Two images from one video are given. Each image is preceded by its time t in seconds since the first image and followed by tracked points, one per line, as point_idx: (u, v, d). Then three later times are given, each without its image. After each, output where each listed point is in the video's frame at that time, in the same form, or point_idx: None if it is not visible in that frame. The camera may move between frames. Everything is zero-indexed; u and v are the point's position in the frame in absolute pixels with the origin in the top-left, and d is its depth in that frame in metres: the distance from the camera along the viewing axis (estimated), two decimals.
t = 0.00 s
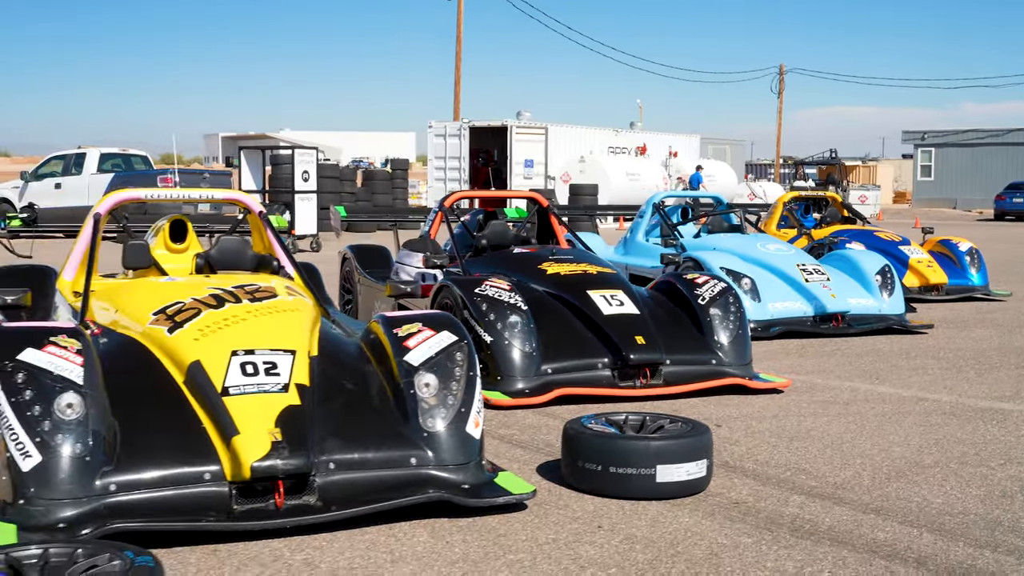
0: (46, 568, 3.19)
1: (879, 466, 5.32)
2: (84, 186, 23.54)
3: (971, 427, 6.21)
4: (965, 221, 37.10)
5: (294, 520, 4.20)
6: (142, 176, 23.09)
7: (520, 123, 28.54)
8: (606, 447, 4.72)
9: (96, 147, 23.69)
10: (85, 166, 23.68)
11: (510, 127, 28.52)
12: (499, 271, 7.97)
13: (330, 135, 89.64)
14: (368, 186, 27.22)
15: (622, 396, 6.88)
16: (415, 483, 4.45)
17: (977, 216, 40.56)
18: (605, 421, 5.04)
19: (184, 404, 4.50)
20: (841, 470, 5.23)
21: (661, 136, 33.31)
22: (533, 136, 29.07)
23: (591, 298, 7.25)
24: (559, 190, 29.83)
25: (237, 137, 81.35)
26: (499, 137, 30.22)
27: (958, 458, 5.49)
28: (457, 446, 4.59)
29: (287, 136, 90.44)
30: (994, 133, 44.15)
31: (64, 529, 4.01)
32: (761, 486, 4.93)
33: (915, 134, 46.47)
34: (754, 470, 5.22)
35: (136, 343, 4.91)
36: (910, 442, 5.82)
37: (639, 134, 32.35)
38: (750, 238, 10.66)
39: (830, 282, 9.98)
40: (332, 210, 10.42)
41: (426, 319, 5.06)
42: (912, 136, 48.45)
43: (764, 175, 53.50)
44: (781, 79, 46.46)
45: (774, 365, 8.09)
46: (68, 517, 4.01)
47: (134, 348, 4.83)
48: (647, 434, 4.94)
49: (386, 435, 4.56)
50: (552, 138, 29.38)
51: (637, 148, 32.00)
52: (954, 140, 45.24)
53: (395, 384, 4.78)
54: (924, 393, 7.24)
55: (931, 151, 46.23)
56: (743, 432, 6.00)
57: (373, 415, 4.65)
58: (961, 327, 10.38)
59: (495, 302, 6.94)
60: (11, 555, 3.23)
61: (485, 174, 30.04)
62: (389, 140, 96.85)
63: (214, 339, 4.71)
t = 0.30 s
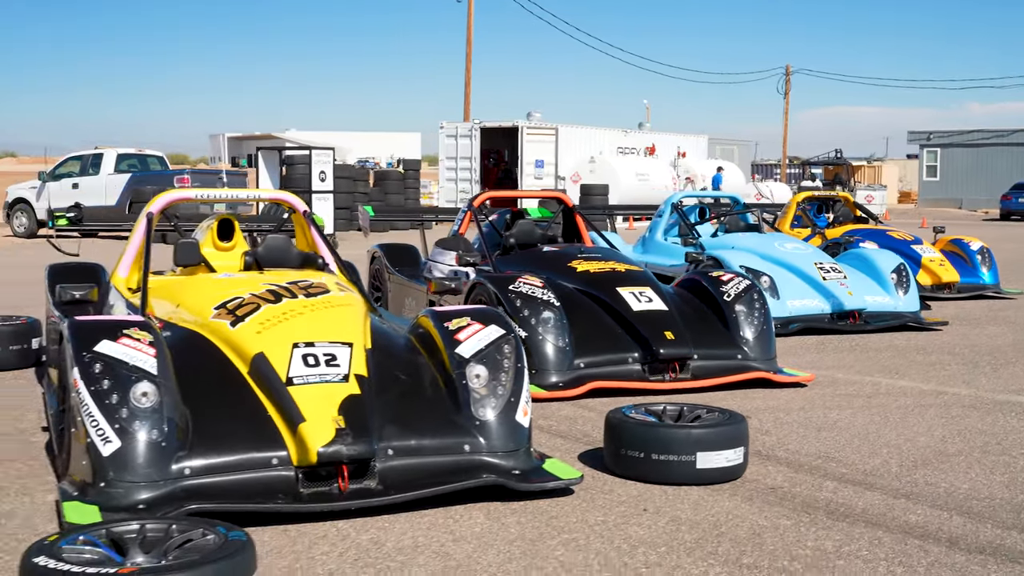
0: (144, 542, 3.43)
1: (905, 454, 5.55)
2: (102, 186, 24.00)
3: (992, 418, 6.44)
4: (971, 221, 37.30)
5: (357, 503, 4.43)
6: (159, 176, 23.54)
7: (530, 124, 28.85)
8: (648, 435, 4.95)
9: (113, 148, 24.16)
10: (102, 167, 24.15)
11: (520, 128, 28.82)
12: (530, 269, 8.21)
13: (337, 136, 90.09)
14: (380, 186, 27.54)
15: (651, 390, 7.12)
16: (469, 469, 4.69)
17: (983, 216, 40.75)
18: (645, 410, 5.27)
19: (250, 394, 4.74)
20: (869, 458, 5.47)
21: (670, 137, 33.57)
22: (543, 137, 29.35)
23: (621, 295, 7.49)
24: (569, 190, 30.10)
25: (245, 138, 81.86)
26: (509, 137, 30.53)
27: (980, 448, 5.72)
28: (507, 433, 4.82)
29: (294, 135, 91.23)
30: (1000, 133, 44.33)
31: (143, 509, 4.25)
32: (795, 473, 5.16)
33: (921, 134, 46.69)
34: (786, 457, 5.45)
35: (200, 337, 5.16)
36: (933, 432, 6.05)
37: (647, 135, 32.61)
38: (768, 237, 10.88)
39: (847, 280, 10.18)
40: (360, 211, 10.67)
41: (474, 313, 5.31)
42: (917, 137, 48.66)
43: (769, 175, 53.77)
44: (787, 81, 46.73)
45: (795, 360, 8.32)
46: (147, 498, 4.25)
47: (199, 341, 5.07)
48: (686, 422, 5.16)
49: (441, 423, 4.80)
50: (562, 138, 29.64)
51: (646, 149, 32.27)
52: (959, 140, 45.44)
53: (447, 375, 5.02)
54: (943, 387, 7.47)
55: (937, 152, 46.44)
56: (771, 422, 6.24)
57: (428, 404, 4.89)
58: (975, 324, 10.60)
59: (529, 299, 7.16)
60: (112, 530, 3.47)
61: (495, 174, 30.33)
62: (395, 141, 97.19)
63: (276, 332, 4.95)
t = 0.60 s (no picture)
0: (231, 521, 3.68)
1: (929, 444, 5.79)
2: (119, 186, 24.44)
3: (1011, 411, 6.67)
4: (977, 220, 37.47)
5: (414, 488, 4.67)
6: (175, 176, 23.99)
7: (541, 124, 29.17)
8: (687, 425, 5.19)
9: (130, 148, 24.61)
10: (118, 167, 24.59)
11: (531, 128, 29.14)
12: (558, 268, 8.46)
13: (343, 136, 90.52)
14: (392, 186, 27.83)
15: (679, 384, 7.36)
16: (517, 456, 4.93)
17: (989, 216, 40.92)
18: (682, 401, 5.50)
19: (309, 386, 4.98)
20: (895, 448, 5.70)
21: (678, 137, 33.82)
22: (553, 137, 29.64)
23: (649, 292, 7.73)
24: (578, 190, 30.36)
25: (252, 138, 82.33)
26: (520, 137, 30.84)
27: (1001, 438, 5.96)
28: (553, 422, 5.06)
29: (301, 135, 91.70)
30: (1005, 133, 44.51)
31: (214, 493, 4.50)
32: (826, 461, 5.40)
33: (927, 134, 46.89)
34: (815, 447, 5.69)
35: (258, 332, 5.41)
36: (955, 423, 6.28)
37: (655, 135, 32.86)
38: (785, 236, 11.10)
39: (863, 278, 10.39)
40: (387, 210, 10.82)
41: (518, 309, 5.55)
42: (923, 137, 48.86)
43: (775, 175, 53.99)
44: (793, 81, 46.98)
45: (816, 356, 8.56)
46: (217, 483, 4.50)
47: (257, 335, 5.32)
48: (721, 412, 5.40)
49: (490, 413, 5.04)
50: (572, 139, 29.91)
51: (654, 149, 32.52)
52: (965, 140, 45.61)
53: (494, 367, 5.26)
54: (961, 381, 7.70)
55: (942, 152, 46.63)
56: (798, 414, 6.48)
57: (477, 395, 5.13)
58: (988, 322, 10.82)
59: (561, 296, 7.37)
60: (200, 511, 3.72)
61: (505, 174, 30.60)
62: (401, 140, 97.53)
63: (331, 326, 5.19)
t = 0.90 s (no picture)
0: (308, 502, 3.90)
1: (954, 436, 6.01)
2: (134, 185, 24.84)
3: None
4: (983, 220, 37.63)
5: (466, 475, 4.90)
6: (191, 175, 24.37)
7: (550, 123, 29.56)
8: (724, 416, 5.41)
9: (144, 147, 25.02)
10: (133, 166, 24.98)
11: (540, 128, 29.54)
12: (585, 266, 8.69)
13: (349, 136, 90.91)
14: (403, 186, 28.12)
15: (706, 378, 7.58)
16: (563, 445, 5.15)
17: (995, 215, 41.09)
18: (717, 394, 5.73)
19: (365, 378, 5.21)
20: (922, 440, 5.92)
21: (686, 137, 34.05)
22: (562, 137, 29.95)
23: (676, 289, 7.95)
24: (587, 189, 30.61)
25: (258, 137, 82.74)
26: (530, 137, 31.25)
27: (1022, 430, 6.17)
28: (596, 413, 5.29)
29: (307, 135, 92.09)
30: (1010, 133, 44.69)
31: (278, 480, 4.72)
32: (856, 452, 5.62)
33: (932, 134, 47.08)
34: (844, 438, 5.91)
35: (311, 327, 5.64)
36: (978, 416, 6.50)
37: (663, 135, 33.10)
38: (803, 236, 11.32)
39: (879, 277, 10.60)
40: (414, 210, 10.87)
41: (560, 305, 5.77)
42: (928, 137, 49.06)
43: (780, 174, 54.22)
44: (798, 80, 47.23)
45: (836, 352, 8.78)
46: (281, 469, 4.72)
47: (311, 330, 5.55)
48: (755, 404, 5.62)
49: (536, 404, 5.27)
50: (581, 138, 30.16)
51: (662, 149, 32.75)
52: (970, 140, 45.78)
53: (538, 360, 5.49)
54: (980, 376, 7.92)
55: (948, 152, 46.81)
56: (824, 408, 6.70)
57: (523, 387, 5.36)
58: (1002, 320, 11.03)
59: (591, 293, 7.60)
60: (278, 493, 3.93)
61: (515, 174, 30.88)
62: (406, 139, 97.83)
63: (384, 321, 5.42)
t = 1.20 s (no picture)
0: (378, 485, 4.13)
1: (978, 427, 6.24)
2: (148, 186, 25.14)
3: None
4: (987, 220, 37.83)
5: (516, 463, 5.12)
6: (204, 176, 24.66)
7: (558, 124, 29.89)
8: (759, 408, 5.63)
9: (158, 148, 25.31)
10: (147, 167, 25.26)
11: (549, 129, 29.87)
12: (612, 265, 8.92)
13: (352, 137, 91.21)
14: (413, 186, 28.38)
15: (733, 373, 7.81)
16: (606, 435, 5.36)
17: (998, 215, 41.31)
18: (751, 387, 5.95)
19: (417, 371, 5.44)
20: (947, 431, 6.15)
21: (692, 138, 34.30)
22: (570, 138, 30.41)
23: (701, 287, 8.18)
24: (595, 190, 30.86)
25: (262, 138, 83.04)
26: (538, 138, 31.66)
27: None
28: (637, 405, 5.50)
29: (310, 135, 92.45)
30: (1013, 134, 44.91)
31: (338, 466, 4.94)
32: (885, 442, 5.85)
33: (935, 134, 47.32)
34: (873, 429, 6.14)
35: (362, 322, 5.87)
36: (1000, 409, 6.73)
37: (670, 135, 33.33)
38: (819, 235, 11.52)
39: (895, 275, 10.82)
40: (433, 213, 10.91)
41: (600, 301, 5.99)
42: (931, 138, 49.30)
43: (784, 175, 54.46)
44: (802, 81, 47.47)
45: (855, 348, 9.01)
46: (340, 457, 4.94)
47: (362, 326, 5.79)
48: (788, 397, 5.84)
49: (579, 395, 5.48)
50: (589, 139, 30.43)
51: (669, 149, 32.99)
52: (974, 141, 46.01)
53: (580, 354, 5.71)
54: (997, 371, 8.14)
55: (951, 152, 47.05)
56: (849, 401, 6.93)
57: (566, 379, 5.58)
58: (1015, 318, 11.25)
59: (620, 291, 7.85)
60: (350, 476, 4.15)
61: (523, 174, 31.15)
62: (409, 140, 98.09)
63: (433, 316, 5.65)
